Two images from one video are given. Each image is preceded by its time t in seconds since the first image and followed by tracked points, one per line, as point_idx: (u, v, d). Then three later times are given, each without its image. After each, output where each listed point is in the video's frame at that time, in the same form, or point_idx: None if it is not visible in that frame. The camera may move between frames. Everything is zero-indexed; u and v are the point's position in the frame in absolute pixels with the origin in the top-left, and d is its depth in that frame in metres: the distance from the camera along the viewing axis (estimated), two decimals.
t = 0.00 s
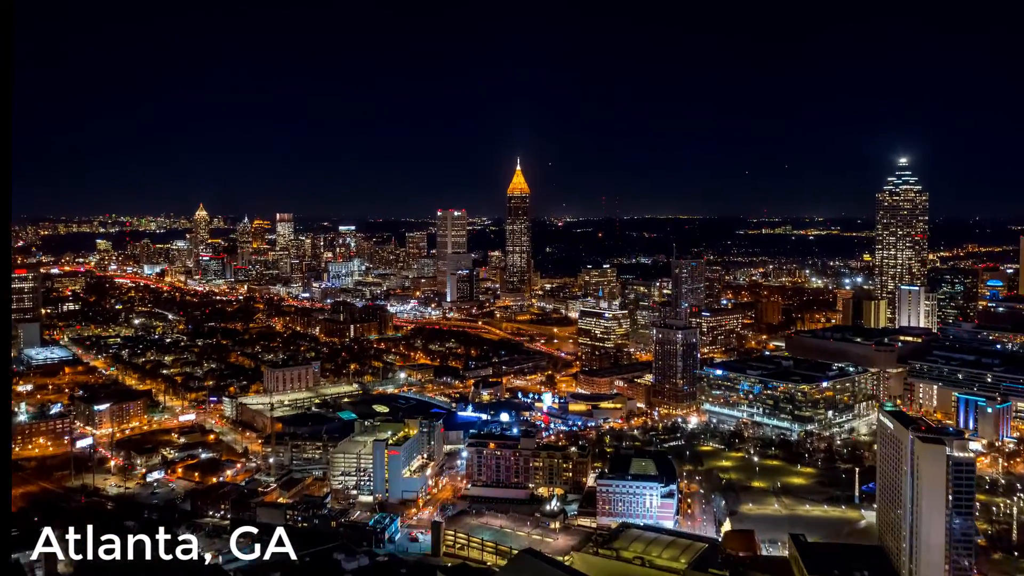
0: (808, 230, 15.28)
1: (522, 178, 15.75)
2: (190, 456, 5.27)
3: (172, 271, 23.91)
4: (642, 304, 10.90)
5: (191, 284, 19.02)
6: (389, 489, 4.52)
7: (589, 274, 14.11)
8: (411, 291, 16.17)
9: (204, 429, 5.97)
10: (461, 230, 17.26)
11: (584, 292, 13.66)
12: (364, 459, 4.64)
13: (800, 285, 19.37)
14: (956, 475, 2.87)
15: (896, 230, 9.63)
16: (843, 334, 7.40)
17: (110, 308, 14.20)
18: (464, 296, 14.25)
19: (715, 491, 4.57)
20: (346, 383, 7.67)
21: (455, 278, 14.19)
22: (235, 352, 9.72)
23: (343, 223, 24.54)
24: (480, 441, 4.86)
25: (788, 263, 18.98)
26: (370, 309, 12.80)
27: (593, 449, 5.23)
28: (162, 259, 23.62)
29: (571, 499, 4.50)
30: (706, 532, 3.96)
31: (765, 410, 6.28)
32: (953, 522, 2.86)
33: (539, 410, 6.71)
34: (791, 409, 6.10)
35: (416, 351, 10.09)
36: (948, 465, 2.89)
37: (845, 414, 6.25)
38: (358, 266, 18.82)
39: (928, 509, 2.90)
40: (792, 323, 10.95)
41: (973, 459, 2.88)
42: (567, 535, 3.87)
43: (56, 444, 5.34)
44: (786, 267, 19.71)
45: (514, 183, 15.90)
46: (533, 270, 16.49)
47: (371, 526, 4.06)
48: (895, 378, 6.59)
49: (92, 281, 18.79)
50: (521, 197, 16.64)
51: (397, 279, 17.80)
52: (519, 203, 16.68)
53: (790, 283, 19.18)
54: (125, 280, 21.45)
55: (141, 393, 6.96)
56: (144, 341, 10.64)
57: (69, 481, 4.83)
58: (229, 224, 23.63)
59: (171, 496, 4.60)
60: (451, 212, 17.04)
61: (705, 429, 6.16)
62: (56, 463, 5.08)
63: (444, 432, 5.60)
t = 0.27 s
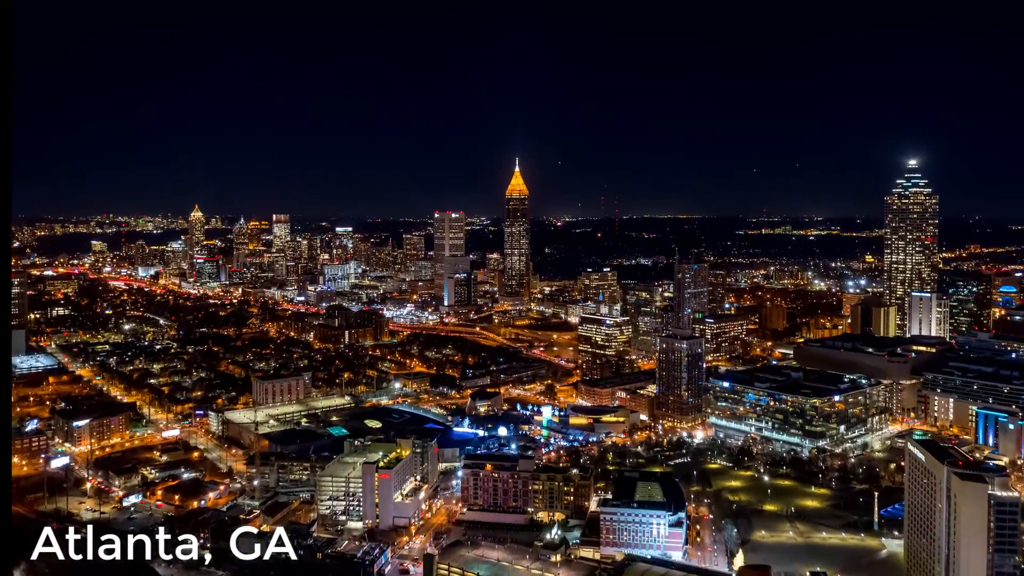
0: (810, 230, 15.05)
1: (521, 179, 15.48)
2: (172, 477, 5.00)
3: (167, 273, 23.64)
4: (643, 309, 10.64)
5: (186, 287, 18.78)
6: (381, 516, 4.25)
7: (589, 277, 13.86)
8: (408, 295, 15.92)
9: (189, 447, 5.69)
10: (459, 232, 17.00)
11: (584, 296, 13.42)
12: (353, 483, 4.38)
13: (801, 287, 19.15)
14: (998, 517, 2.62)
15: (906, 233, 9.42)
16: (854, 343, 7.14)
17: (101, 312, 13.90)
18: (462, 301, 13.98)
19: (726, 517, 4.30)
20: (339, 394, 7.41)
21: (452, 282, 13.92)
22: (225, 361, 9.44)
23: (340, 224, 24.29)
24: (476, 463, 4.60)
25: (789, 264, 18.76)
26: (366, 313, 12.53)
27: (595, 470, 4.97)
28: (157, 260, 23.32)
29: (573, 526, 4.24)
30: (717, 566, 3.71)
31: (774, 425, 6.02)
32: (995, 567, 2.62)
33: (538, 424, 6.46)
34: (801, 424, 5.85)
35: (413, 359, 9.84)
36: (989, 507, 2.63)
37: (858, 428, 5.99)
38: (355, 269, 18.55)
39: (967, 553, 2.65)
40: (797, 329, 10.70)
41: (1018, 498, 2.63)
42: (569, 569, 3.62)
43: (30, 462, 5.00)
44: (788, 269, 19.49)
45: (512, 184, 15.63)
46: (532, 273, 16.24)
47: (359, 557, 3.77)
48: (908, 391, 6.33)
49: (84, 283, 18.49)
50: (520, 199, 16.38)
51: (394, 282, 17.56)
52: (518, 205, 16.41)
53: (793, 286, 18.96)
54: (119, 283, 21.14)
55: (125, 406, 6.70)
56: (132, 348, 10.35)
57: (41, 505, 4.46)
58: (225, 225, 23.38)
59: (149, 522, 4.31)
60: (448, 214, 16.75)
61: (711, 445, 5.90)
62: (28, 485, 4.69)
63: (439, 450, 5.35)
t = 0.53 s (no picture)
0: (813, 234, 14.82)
1: (520, 182, 15.22)
2: (151, 502, 4.71)
3: (163, 276, 23.39)
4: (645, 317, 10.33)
5: (182, 291, 18.53)
6: (370, 547, 3.97)
7: (590, 283, 13.60)
8: (406, 300, 15.67)
9: (171, 467, 5.40)
10: (458, 236, 16.74)
11: (585, 302, 13.15)
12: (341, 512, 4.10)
13: (805, 292, 18.94)
14: None
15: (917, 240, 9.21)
16: (867, 355, 6.87)
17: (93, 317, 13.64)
18: (460, 307, 13.71)
19: (738, 549, 4.04)
20: (332, 408, 7.14)
21: (450, 287, 13.66)
22: (216, 370, 9.16)
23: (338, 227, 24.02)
24: (473, 489, 4.33)
25: (792, 268, 18.51)
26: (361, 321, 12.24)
27: (599, 495, 4.70)
28: (153, 263, 23.10)
29: (575, 558, 3.98)
30: None
31: (784, 443, 5.76)
32: None
33: (538, 441, 6.21)
34: (814, 443, 5.58)
35: (409, 369, 9.59)
36: None
37: (872, 447, 5.72)
38: (352, 273, 18.30)
39: None
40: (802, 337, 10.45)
41: None
42: None
43: None
44: (790, 272, 19.24)
45: (512, 187, 15.37)
46: (532, 278, 15.98)
47: None
48: (924, 407, 6.04)
49: (78, 287, 18.24)
50: (520, 202, 16.11)
51: (391, 286, 17.30)
52: (518, 209, 16.15)
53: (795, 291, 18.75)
54: (114, 286, 20.90)
55: (108, 420, 6.45)
56: (122, 356, 10.09)
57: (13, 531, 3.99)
58: (221, 228, 23.12)
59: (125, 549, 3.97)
60: (447, 217, 16.49)
61: (719, 464, 5.65)
62: None
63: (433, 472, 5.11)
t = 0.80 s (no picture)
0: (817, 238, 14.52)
1: (520, 186, 14.91)
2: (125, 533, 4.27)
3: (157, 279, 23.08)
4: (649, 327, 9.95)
5: (176, 296, 18.22)
6: None
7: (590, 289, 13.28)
8: (403, 306, 15.36)
9: (148, 493, 5.05)
10: (456, 240, 16.43)
11: (586, 310, 12.83)
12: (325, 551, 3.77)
13: (809, 297, 18.64)
14: None
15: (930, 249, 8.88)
16: (883, 370, 6.55)
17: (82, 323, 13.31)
18: (458, 314, 13.36)
19: None
20: (322, 425, 6.83)
21: (448, 293, 13.32)
22: (204, 382, 8.83)
23: (335, 229, 23.70)
24: (468, 523, 4.02)
25: (795, 273, 18.20)
26: (356, 329, 11.86)
27: (603, 528, 4.38)
28: (148, 266, 22.81)
29: None
30: None
31: (798, 466, 5.44)
32: None
33: (538, 462, 5.89)
34: (831, 466, 5.26)
35: (405, 380, 9.27)
36: None
37: (891, 470, 5.41)
38: (349, 277, 17.98)
39: None
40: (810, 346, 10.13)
41: None
42: None
43: None
44: (793, 277, 18.92)
45: (511, 191, 15.05)
46: (531, 283, 15.67)
47: None
48: (944, 426, 5.73)
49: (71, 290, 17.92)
50: (519, 206, 15.74)
51: (388, 291, 16.99)
52: (518, 213, 15.82)
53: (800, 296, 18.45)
54: (107, 290, 20.60)
55: (85, 439, 6.13)
56: (108, 366, 9.77)
57: None
58: (217, 231, 22.82)
59: None
60: (444, 221, 16.18)
61: (730, 489, 5.34)
62: None
63: (426, 498, 4.80)
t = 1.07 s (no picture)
0: (818, 241, 14.33)
1: (519, 189, 14.67)
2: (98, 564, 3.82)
3: (152, 282, 22.82)
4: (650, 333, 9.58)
5: (170, 300, 17.96)
6: None
7: (590, 294, 13.02)
8: (399, 312, 15.10)
9: (125, 518, 4.73)
10: (454, 244, 16.19)
11: (587, 315, 12.57)
12: None
13: (812, 301, 18.42)
14: None
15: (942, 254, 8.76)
16: (896, 384, 6.30)
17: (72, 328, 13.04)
18: (456, 320, 13.09)
19: None
20: (313, 440, 6.57)
21: (446, 298, 13.04)
22: (193, 392, 8.56)
23: (333, 233, 23.47)
24: (463, 557, 3.76)
25: (797, 277, 17.96)
26: (350, 336, 11.54)
27: (606, 559, 4.12)
28: (143, 269, 22.55)
29: None
30: None
31: (812, 488, 5.18)
32: None
33: (537, 481, 5.63)
34: (845, 488, 5.00)
35: (400, 390, 9.02)
36: None
37: (908, 492, 5.15)
38: (345, 281, 17.72)
39: None
40: (815, 355, 9.88)
41: None
42: None
43: None
44: (795, 281, 18.68)
45: (509, 195, 14.81)
46: (530, 287, 15.42)
47: None
48: (962, 444, 5.46)
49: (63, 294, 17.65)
50: (518, 210, 15.46)
51: (385, 295, 16.74)
52: (517, 216, 15.56)
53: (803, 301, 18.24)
54: (101, 293, 20.33)
55: (64, 456, 5.87)
56: (95, 375, 9.48)
57: None
58: (212, 234, 22.58)
59: None
60: (442, 224, 15.95)
61: (739, 511, 5.08)
62: None
63: (419, 524, 4.54)
